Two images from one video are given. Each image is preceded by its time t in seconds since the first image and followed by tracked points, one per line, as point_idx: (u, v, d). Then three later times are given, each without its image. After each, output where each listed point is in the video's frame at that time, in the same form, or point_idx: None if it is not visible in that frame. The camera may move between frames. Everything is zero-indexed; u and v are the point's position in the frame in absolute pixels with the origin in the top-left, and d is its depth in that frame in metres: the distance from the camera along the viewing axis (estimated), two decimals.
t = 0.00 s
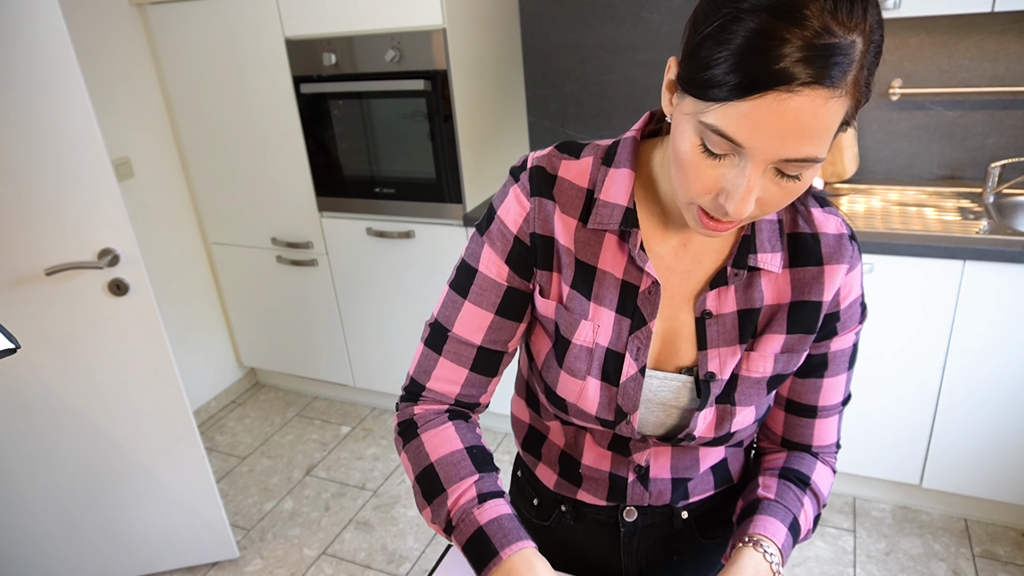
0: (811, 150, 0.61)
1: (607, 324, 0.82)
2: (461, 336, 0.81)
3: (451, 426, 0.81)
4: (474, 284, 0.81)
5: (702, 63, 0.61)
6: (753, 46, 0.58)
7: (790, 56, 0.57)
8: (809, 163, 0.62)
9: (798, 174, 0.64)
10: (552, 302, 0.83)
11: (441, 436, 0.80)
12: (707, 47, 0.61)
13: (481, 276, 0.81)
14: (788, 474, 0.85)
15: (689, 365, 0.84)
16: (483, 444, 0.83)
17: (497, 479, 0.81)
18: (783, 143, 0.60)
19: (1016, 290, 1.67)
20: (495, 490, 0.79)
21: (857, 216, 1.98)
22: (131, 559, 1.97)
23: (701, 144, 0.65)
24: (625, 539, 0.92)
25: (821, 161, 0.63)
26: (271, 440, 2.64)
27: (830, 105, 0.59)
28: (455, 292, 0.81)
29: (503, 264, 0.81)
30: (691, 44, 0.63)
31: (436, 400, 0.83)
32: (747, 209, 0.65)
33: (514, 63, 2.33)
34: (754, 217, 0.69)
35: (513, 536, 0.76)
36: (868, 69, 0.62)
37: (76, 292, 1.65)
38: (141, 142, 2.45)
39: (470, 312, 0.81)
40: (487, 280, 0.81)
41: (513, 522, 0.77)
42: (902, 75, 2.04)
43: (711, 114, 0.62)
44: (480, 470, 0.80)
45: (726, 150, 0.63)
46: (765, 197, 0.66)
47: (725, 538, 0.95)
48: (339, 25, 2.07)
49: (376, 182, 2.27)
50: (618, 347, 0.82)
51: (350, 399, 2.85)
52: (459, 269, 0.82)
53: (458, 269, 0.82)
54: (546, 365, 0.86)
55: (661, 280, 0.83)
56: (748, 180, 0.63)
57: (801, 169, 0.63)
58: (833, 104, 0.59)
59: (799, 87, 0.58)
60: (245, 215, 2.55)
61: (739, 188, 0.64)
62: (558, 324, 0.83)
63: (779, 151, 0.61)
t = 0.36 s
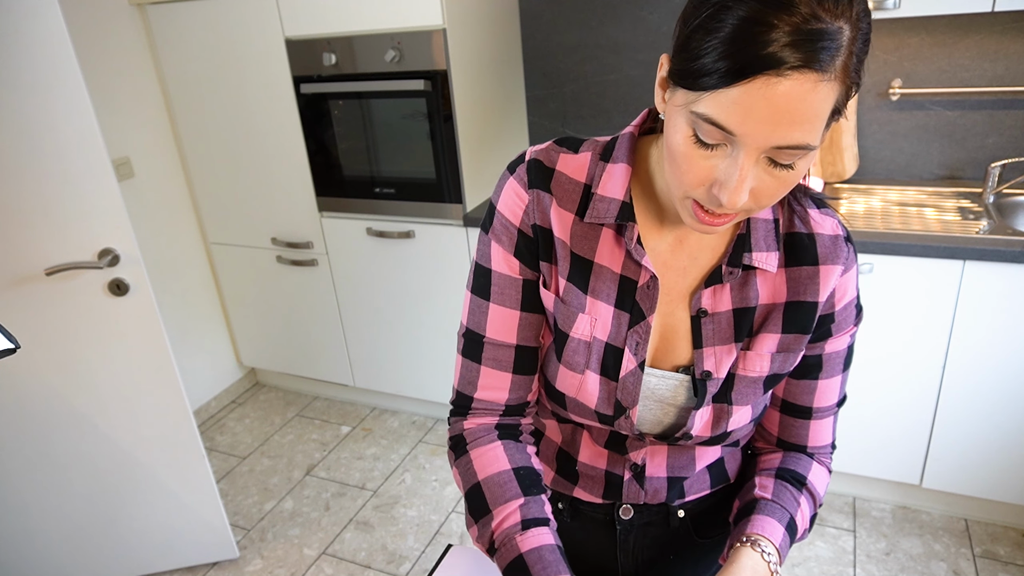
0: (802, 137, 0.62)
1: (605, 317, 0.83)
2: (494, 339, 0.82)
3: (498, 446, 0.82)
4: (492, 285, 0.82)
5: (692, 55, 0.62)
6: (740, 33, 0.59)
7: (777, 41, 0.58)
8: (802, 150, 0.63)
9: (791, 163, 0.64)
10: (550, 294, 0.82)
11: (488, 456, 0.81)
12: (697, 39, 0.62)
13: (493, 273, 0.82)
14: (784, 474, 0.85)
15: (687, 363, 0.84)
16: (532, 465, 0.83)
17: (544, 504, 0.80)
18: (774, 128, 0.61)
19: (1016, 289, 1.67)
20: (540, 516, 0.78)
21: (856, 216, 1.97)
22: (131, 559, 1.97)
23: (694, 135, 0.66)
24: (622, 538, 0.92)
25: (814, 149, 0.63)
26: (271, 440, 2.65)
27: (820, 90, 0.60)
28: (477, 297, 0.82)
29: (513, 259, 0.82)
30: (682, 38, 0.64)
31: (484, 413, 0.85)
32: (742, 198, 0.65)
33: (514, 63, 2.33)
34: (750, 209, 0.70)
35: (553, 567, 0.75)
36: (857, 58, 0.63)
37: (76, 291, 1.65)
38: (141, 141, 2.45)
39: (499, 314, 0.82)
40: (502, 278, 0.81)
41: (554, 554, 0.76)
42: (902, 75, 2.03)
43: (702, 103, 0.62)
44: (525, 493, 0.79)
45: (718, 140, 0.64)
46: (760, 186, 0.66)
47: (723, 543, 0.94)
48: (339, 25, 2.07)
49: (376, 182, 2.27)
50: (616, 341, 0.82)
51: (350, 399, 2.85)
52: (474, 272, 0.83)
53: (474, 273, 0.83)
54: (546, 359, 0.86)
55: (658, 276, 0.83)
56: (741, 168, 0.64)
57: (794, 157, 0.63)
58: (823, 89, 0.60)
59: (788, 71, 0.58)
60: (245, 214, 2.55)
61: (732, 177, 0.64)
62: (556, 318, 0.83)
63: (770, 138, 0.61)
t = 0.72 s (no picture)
0: (792, 124, 0.61)
1: (610, 317, 0.83)
2: (488, 331, 0.84)
3: (485, 412, 0.85)
4: (491, 280, 0.83)
5: (682, 47, 0.63)
6: (725, 21, 0.59)
7: (760, 28, 0.58)
8: (793, 138, 0.62)
9: (784, 151, 0.64)
10: (556, 293, 0.83)
11: (475, 421, 0.85)
12: (686, 32, 0.63)
13: (494, 270, 0.83)
14: (786, 475, 0.85)
15: (693, 363, 0.84)
16: (518, 430, 0.86)
17: (525, 460, 0.83)
18: (760, 116, 0.61)
19: (1016, 289, 1.67)
20: (517, 470, 0.81)
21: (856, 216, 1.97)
22: (131, 559, 1.97)
23: (686, 127, 0.66)
24: (629, 537, 0.92)
25: (807, 137, 0.63)
26: (271, 440, 2.65)
27: (807, 76, 0.60)
28: (477, 288, 0.84)
29: (513, 258, 0.83)
30: (674, 33, 0.65)
31: (477, 393, 0.87)
32: (733, 187, 0.65)
33: (514, 63, 2.32)
34: (747, 202, 0.69)
35: (519, 513, 0.78)
36: (849, 45, 0.62)
37: (77, 291, 1.65)
38: (141, 142, 2.45)
39: (492, 307, 0.83)
40: (500, 275, 0.83)
41: (524, 500, 0.79)
42: (902, 75, 2.03)
43: (690, 94, 0.63)
44: (506, 451, 0.82)
45: (707, 131, 0.64)
46: (753, 177, 0.66)
47: (727, 536, 0.95)
48: (339, 25, 2.07)
49: (376, 182, 2.27)
50: (622, 341, 0.83)
51: (350, 399, 2.85)
52: (477, 265, 0.85)
53: (475, 267, 0.84)
54: (551, 357, 0.86)
55: (666, 275, 0.83)
56: (730, 158, 0.64)
57: (786, 145, 0.63)
58: (811, 75, 0.60)
59: (773, 56, 0.58)
60: (245, 215, 2.55)
61: (722, 167, 0.65)
62: (561, 316, 0.83)
63: (759, 125, 0.61)
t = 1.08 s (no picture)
0: (777, 120, 0.61)
1: (612, 314, 0.83)
2: (490, 328, 0.84)
3: (491, 417, 0.85)
4: (492, 276, 0.83)
5: (665, 48, 0.64)
6: (704, 20, 0.60)
7: (740, 26, 0.58)
8: (779, 134, 0.63)
9: (772, 148, 0.64)
10: (558, 290, 0.83)
11: (482, 427, 0.84)
12: (669, 33, 0.63)
13: (497, 267, 0.83)
14: (794, 472, 0.85)
15: (693, 362, 0.84)
16: (524, 432, 0.86)
17: (535, 463, 0.83)
18: (744, 113, 0.61)
19: (1016, 289, 1.67)
20: (530, 476, 0.81)
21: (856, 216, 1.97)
22: (131, 559, 1.97)
23: (672, 127, 0.67)
24: (627, 542, 0.92)
25: (794, 131, 0.63)
26: (271, 440, 2.65)
27: (790, 72, 0.60)
28: (478, 286, 0.84)
29: (518, 255, 0.83)
30: (658, 33, 0.65)
31: (481, 392, 0.87)
32: (721, 186, 0.66)
33: (513, 63, 2.32)
34: (738, 199, 0.70)
35: (540, 522, 0.78)
36: (833, 37, 0.62)
37: (77, 291, 1.66)
38: (141, 142, 2.45)
39: (494, 305, 0.83)
40: (503, 272, 0.83)
41: (542, 509, 0.79)
42: (902, 75, 2.03)
43: (675, 94, 0.63)
44: (516, 457, 0.82)
45: (694, 130, 0.65)
46: (742, 175, 0.66)
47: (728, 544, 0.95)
48: (339, 25, 2.07)
49: (376, 182, 2.27)
50: (624, 338, 0.83)
51: (350, 399, 2.86)
52: (478, 263, 0.85)
53: (477, 264, 0.85)
54: (551, 355, 0.86)
55: (666, 275, 0.83)
56: (717, 156, 0.64)
57: (774, 141, 0.63)
58: (794, 71, 0.60)
59: (753, 53, 0.59)
60: (245, 215, 2.55)
61: (711, 165, 0.65)
62: (562, 313, 0.84)
63: (744, 122, 0.61)
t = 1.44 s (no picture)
0: (774, 134, 0.62)
1: (604, 322, 0.83)
2: (469, 327, 0.85)
3: (466, 395, 0.86)
4: (475, 278, 0.84)
5: (661, 58, 0.63)
6: (701, 33, 0.59)
7: (737, 39, 0.58)
8: (776, 147, 0.63)
9: (769, 160, 0.64)
10: (547, 298, 0.84)
11: (457, 404, 0.85)
12: (665, 43, 0.63)
13: (480, 272, 0.84)
14: (794, 471, 0.85)
15: (691, 368, 0.84)
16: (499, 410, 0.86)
17: (503, 434, 0.84)
18: (742, 127, 0.61)
19: (1016, 289, 1.67)
20: (497, 442, 0.82)
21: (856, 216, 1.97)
22: (131, 559, 1.97)
23: (669, 138, 0.66)
24: (628, 543, 0.93)
25: (791, 144, 0.63)
26: (271, 440, 2.65)
27: (788, 85, 0.60)
28: (462, 285, 0.85)
29: (499, 261, 0.83)
30: (654, 43, 0.65)
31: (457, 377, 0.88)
32: (718, 197, 0.66)
33: (513, 62, 2.32)
34: (736, 209, 0.70)
35: (501, 481, 0.78)
36: (831, 48, 0.62)
37: (77, 291, 1.66)
38: (141, 142, 2.45)
39: (473, 305, 0.84)
40: (484, 275, 0.83)
41: (504, 469, 0.79)
42: (902, 75, 2.03)
43: (671, 106, 0.63)
44: (485, 427, 0.83)
45: (690, 142, 0.65)
46: (738, 186, 0.66)
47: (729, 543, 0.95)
48: (340, 25, 2.07)
49: (376, 182, 2.27)
50: (617, 346, 0.83)
51: (350, 399, 2.86)
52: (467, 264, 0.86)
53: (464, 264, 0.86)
54: (547, 363, 0.87)
55: (661, 282, 0.83)
56: (714, 169, 0.64)
57: (771, 154, 0.63)
58: (792, 84, 0.60)
59: (751, 68, 0.58)
60: (245, 214, 2.55)
61: (707, 177, 0.65)
62: (555, 321, 0.84)
63: (740, 136, 0.62)
